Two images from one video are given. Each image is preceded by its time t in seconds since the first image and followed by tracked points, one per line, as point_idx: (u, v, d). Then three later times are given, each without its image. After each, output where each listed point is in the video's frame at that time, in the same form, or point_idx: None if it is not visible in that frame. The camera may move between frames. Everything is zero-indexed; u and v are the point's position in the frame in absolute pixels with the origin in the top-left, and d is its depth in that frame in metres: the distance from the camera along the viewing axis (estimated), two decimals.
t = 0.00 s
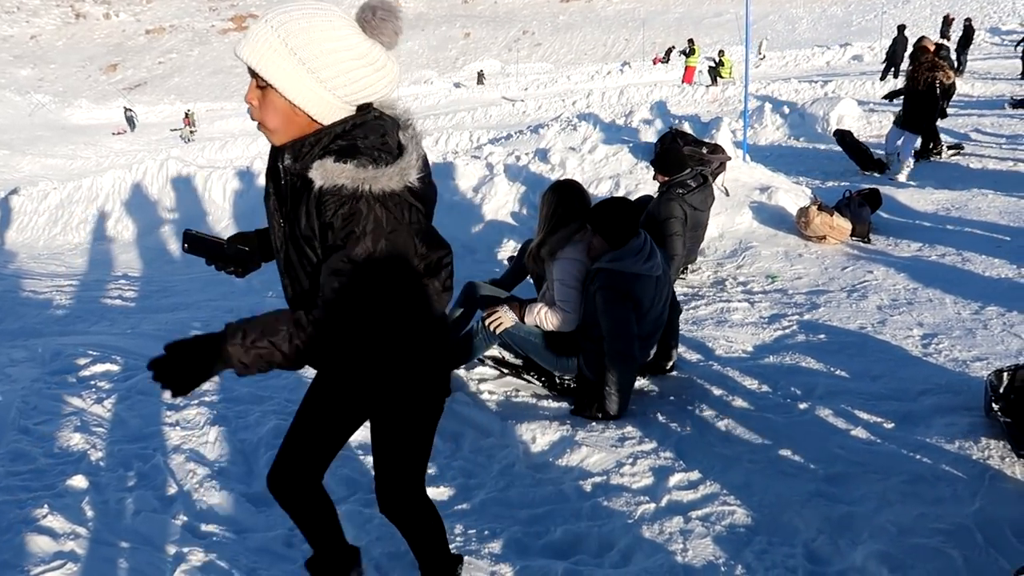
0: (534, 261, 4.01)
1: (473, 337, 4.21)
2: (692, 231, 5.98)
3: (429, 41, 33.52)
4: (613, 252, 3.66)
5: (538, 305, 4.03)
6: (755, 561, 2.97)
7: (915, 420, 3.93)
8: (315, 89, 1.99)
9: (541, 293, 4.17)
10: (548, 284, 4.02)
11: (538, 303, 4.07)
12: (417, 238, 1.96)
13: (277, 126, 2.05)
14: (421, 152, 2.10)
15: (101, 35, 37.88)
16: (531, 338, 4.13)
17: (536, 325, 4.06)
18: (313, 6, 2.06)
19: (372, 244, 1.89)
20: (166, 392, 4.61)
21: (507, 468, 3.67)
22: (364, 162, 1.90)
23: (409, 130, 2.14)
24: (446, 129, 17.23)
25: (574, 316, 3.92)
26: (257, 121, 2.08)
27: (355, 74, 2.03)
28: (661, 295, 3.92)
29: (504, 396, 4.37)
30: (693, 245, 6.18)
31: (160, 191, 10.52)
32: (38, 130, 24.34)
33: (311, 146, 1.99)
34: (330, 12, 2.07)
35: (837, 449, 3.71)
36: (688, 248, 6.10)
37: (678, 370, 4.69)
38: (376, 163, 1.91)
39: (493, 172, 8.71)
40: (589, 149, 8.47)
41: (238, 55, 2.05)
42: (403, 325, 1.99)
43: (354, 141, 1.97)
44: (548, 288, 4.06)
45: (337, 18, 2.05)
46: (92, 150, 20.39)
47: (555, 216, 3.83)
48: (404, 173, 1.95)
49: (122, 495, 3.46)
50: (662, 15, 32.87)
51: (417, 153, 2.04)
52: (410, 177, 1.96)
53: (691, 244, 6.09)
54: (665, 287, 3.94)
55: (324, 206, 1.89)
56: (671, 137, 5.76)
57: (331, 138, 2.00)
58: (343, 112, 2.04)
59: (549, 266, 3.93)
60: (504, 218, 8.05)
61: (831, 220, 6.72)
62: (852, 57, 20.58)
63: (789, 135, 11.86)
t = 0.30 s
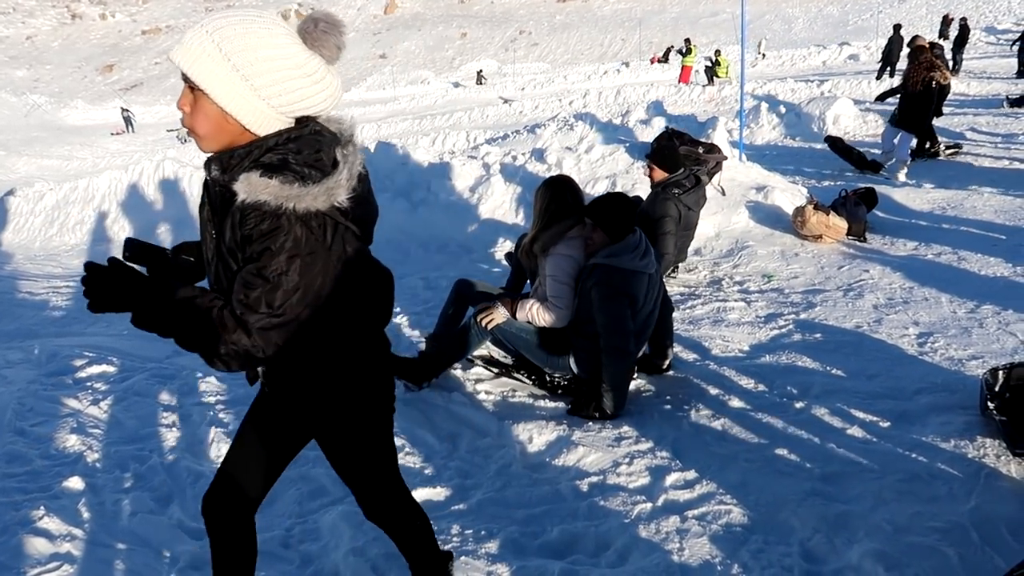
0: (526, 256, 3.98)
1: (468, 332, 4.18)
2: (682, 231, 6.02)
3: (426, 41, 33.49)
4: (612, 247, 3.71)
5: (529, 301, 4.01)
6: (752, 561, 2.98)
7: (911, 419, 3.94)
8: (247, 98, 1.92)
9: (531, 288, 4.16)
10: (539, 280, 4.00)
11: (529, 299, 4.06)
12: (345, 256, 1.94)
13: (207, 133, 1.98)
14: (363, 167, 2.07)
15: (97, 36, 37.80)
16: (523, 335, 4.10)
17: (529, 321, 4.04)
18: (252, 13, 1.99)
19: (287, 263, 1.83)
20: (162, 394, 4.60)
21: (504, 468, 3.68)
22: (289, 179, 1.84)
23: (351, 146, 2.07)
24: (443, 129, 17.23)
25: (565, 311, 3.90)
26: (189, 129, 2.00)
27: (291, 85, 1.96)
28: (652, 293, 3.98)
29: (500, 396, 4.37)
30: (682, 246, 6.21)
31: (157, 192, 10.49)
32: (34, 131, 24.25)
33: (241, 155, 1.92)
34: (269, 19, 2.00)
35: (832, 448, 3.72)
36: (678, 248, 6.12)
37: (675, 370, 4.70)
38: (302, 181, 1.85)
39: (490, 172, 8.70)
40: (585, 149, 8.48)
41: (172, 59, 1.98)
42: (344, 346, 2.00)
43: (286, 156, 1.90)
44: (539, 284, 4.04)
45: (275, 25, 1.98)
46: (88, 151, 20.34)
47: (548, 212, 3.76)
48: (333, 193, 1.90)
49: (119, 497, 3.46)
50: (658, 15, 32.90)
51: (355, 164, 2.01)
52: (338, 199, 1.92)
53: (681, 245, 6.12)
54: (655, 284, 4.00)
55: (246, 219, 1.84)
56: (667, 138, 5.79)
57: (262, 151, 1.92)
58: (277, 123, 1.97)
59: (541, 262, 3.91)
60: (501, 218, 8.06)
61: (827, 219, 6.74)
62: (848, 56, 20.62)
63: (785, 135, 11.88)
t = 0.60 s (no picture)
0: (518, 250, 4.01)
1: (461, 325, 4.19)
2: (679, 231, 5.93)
3: (424, 42, 33.49)
4: (604, 245, 3.71)
5: (518, 296, 4.04)
6: (749, 560, 2.98)
7: (908, 418, 3.94)
8: (161, 98, 1.79)
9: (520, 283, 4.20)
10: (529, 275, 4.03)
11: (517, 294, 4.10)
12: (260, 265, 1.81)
13: (120, 131, 1.84)
14: (277, 177, 1.91)
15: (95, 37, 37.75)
16: (511, 330, 4.11)
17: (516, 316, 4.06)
18: (178, 13, 1.87)
19: (187, 268, 1.71)
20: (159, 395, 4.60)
21: (502, 468, 3.67)
22: (189, 180, 1.71)
23: (272, 157, 1.92)
24: (441, 129, 17.25)
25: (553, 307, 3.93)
26: (104, 126, 1.87)
27: (210, 86, 1.82)
28: (641, 294, 3.99)
29: (498, 397, 4.37)
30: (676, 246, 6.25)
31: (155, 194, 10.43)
32: (31, 132, 24.21)
33: (144, 154, 1.74)
34: (196, 20, 1.88)
35: (830, 448, 3.73)
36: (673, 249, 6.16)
37: (673, 370, 4.71)
38: (204, 183, 1.72)
39: (488, 172, 8.70)
40: (583, 149, 8.48)
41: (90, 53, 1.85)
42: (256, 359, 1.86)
43: (193, 159, 1.76)
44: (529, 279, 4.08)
45: (200, 27, 1.85)
46: (86, 152, 20.32)
47: (543, 207, 3.82)
48: (233, 192, 1.76)
49: (117, 498, 3.45)
50: (656, 15, 32.92)
51: (265, 178, 1.85)
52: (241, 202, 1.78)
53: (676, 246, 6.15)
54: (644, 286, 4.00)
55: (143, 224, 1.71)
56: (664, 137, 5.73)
57: (170, 151, 1.77)
58: (193, 125, 1.83)
59: (533, 256, 3.94)
60: (499, 219, 8.06)
61: (825, 219, 6.75)
62: (846, 56, 20.64)
63: (783, 134, 11.90)
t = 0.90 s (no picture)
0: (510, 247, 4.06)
1: (451, 318, 4.20)
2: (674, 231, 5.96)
3: (423, 42, 33.52)
4: (595, 247, 3.72)
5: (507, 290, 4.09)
6: (748, 560, 2.98)
7: (906, 418, 3.95)
8: (74, 83, 1.60)
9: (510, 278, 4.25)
10: (520, 272, 4.07)
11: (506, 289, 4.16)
12: (185, 253, 1.67)
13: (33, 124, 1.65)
14: (206, 168, 1.79)
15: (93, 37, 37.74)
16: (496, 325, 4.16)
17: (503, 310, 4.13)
18: None
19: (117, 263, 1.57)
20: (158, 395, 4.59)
21: (500, 468, 3.67)
22: (109, 168, 1.56)
23: (197, 147, 1.79)
24: (440, 129, 17.27)
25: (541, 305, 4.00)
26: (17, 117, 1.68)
27: (130, 71, 1.64)
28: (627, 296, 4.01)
29: (497, 397, 4.38)
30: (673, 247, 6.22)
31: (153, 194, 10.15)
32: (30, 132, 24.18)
33: (60, 147, 1.58)
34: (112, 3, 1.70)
35: (829, 448, 3.73)
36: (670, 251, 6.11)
37: (672, 370, 4.71)
38: (127, 172, 1.58)
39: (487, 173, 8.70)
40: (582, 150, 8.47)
41: None
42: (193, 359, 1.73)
43: (113, 148, 1.60)
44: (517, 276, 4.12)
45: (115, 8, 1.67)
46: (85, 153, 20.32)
47: (534, 205, 3.93)
48: (154, 177, 1.63)
49: (115, 499, 3.44)
50: (655, 15, 32.96)
51: (193, 169, 1.73)
52: (161, 188, 1.63)
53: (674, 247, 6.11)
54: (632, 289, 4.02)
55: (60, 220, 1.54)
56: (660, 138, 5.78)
57: (87, 143, 1.60)
58: (114, 113, 1.65)
59: (523, 253, 3.99)
60: (498, 219, 8.07)
61: (824, 219, 6.75)
62: (844, 56, 20.67)
63: (781, 135, 11.92)
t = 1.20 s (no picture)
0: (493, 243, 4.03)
1: (436, 316, 4.20)
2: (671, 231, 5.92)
3: (421, 42, 33.54)
4: (579, 250, 3.75)
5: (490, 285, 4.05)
6: (746, 560, 2.98)
7: (904, 418, 3.96)
8: None
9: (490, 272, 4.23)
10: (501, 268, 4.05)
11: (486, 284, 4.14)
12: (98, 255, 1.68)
13: None
14: (113, 161, 1.76)
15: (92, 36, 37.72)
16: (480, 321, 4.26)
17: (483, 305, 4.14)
18: None
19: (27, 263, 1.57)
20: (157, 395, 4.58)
21: (499, 468, 3.67)
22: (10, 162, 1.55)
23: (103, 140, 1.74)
24: (439, 130, 17.29)
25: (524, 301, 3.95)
26: None
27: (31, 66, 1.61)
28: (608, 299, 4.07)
29: (495, 397, 4.38)
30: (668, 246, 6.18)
31: (151, 194, 10.00)
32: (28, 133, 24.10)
33: None
34: None
35: (827, 447, 3.73)
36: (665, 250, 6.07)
37: (670, 370, 4.71)
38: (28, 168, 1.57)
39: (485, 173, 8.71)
40: (580, 150, 8.46)
41: None
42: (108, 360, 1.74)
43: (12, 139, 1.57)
44: (499, 270, 4.10)
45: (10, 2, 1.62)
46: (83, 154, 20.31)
47: (518, 203, 3.89)
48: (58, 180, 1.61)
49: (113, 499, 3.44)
50: (653, 15, 32.98)
51: (100, 161, 1.70)
52: (64, 182, 1.62)
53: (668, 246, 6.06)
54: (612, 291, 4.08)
55: None
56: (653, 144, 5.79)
57: None
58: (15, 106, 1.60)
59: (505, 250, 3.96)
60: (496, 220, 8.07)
61: (822, 219, 6.75)
62: (842, 56, 20.69)
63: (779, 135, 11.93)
